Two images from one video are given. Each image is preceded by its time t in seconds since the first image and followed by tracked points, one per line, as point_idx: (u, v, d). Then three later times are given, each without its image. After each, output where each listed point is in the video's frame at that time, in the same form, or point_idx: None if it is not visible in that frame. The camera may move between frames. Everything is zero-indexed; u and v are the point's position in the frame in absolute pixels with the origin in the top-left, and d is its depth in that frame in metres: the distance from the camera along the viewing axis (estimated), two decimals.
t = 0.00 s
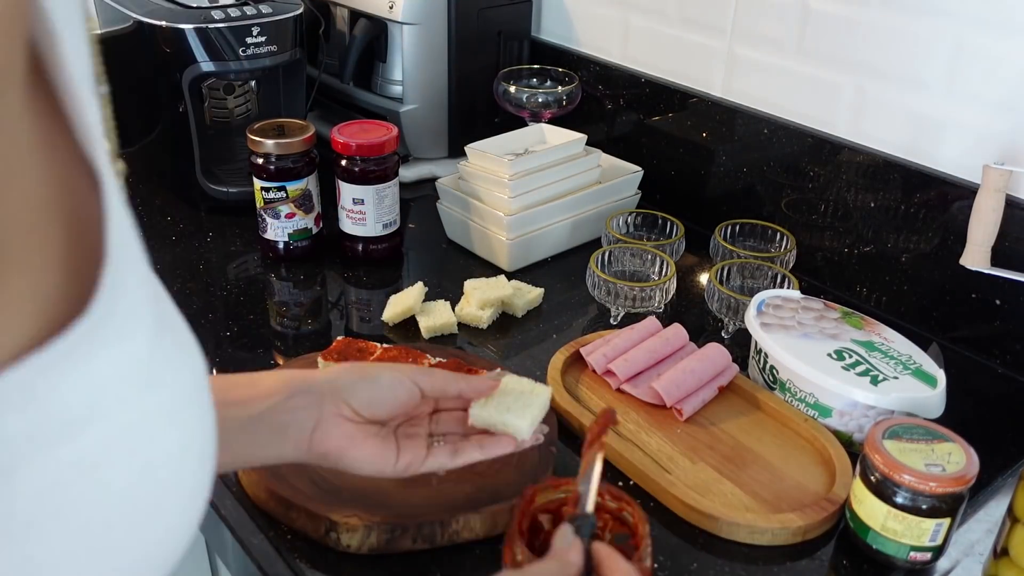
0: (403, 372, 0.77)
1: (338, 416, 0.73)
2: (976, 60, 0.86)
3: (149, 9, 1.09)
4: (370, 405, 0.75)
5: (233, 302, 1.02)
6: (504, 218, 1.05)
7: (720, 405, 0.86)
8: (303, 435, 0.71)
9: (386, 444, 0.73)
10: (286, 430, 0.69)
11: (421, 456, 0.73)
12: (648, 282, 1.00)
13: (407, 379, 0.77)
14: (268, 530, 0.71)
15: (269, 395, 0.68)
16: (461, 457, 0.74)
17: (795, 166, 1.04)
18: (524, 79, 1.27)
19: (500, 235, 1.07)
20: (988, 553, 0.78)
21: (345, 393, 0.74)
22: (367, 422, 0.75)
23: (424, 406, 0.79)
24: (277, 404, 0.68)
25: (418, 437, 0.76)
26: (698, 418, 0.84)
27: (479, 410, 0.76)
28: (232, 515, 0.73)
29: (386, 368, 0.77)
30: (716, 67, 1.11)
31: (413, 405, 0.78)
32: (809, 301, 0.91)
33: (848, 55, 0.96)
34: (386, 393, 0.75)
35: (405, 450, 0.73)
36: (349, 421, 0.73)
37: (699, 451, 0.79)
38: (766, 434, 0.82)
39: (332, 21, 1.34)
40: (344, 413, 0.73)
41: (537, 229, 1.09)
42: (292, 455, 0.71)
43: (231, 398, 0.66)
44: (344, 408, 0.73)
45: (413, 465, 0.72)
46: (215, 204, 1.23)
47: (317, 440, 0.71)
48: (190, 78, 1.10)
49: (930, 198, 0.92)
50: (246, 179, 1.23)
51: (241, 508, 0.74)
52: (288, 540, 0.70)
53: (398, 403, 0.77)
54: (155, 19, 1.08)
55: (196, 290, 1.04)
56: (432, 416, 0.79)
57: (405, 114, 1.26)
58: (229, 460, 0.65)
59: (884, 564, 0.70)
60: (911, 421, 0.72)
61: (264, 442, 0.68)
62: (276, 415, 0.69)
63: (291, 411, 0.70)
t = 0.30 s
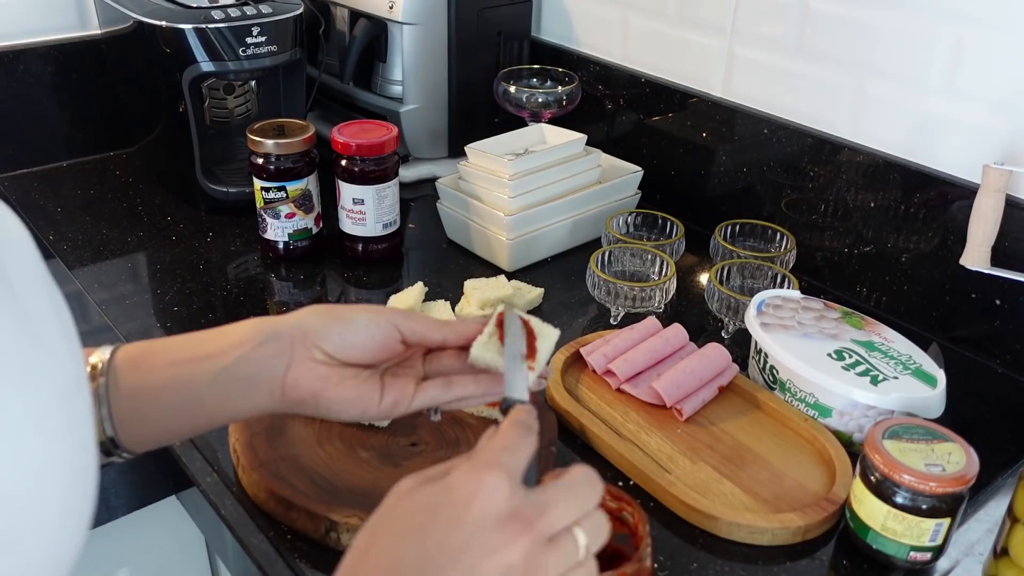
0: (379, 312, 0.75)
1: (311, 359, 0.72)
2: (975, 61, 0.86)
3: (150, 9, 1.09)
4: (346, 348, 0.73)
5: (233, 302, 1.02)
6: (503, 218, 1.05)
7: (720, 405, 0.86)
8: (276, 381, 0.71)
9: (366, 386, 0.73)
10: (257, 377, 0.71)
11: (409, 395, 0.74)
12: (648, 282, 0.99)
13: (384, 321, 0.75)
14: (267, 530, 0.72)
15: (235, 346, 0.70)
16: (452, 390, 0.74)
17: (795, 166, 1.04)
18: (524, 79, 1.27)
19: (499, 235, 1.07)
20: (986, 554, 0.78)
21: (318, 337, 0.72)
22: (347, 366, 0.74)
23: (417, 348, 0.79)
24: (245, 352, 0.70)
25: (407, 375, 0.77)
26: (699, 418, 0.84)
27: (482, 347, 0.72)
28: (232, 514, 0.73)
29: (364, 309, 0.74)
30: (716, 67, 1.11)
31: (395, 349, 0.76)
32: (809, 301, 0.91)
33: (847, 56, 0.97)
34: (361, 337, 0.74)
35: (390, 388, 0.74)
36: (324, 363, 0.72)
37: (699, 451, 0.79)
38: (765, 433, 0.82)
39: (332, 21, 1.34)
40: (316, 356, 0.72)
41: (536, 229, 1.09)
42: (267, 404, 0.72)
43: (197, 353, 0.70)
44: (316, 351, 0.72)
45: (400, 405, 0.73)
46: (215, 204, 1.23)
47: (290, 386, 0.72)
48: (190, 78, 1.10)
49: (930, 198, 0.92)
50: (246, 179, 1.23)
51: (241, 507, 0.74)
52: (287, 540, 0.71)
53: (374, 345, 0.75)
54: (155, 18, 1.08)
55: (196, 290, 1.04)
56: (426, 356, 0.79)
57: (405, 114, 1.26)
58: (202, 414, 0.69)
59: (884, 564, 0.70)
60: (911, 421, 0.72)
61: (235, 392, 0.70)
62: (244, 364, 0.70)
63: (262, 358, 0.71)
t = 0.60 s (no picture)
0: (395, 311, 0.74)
1: (327, 363, 0.72)
2: (974, 61, 0.86)
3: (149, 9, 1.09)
4: (364, 350, 0.73)
5: (233, 303, 1.02)
6: (503, 218, 1.05)
7: (721, 405, 0.86)
8: (291, 387, 0.71)
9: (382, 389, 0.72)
10: (272, 383, 0.70)
11: (426, 398, 0.74)
12: (648, 282, 0.99)
13: (400, 318, 0.74)
14: (267, 530, 0.72)
15: (249, 351, 0.70)
16: (471, 390, 0.75)
17: (795, 166, 1.04)
18: (524, 79, 1.27)
19: (500, 235, 1.07)
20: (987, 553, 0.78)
21: (333, 339, 0.72)
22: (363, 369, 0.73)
23: (429, 351, 0.79)
24: (259, 356, 0.70)
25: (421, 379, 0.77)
26: (699, 418, 0.84)
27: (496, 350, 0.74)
28: (231, 514, 0.73)
29: (377, 309, 0.74)
30: (715, 67, 1.11)
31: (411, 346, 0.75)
32: (809, 301, 0.91)
33: (847, 56, 0.97)
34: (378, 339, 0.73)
35: (408, 391, 0.73)
36: (341, 367, 0.72)
37: (699, 451, 0.79)
38: (765, 433, 0.82)
39: (332, 21, 1.34)
40: (333, 359, 0.72)
41: (537, 229, 1.09)
42: (284, 411, 0.71)
43: (211, 358, 0.70)
44: (333, 354, 0.72)
45: (419, 407, 0.73)
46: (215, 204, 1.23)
47: (306, 391, 0.71)
48: (190, 78, 1.10)
49: (930, 198, 0.92)
50: (246, 179, 1.23)
51: (240, 507, 0.74)
52: (287, 540, 0.71)
53: (391, 343, 0.74)
54: (155, 19, 1.08)
55: (196, 290, 1.04)
56: (439, 362, 0.80)
57: (405, 114, 1.26)
58: (216, 419, 0.69)
59: (884, 564, 0.70)
60: (911, 421, 0.72)
61: (249, 397, 0.69)
62: (259, 369, 0.70)
63: (278, 362, 0.70)
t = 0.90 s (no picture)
0: (398, 318, 0.74)
1: (330, 370, 0.71)
2: (974, 61, 0.86)
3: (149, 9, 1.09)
4: (366, 358, 0.72)
5: (233, 303, 1.02)
6: (503, 218, 1.05)
7: (720, 405, 0.86)
8: (293, 395, 0.70)
9: (386, 396, 0.72)
10: (274, 392, 0.70)
11: (429, 405, 0.73)
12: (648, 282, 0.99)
13: (403, 324, 0.74)
14: (267, 530, 0.72)
15: (253, 360, 0.70)
16: (474, 395, 0.74)
17: (795, 166, 1.04)
18: (524, 79, 1.27)
19: (500, 236, 1.07)
20: (986, 553, 0.78)
21: (336, 347, 0.71)
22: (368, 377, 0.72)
23: (435, 356, 0.79)
24: (262, 365, 0.70)
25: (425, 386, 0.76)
26: (698, 418, 0.84)
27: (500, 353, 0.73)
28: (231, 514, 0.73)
29: (381, 316, 0.73)
30: (716, 67, 1.11)
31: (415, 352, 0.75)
32: (809, 301, 0.91)
33: (847, 56, 0.97)
34: (381, 345, 0.72)
35: (410, 399, 0.73)
36: (344, 375, 0.71)
37: (700, 452, 0.79)
38: (765, 433, 0.82)
39: (332, 21, 1.34)
40: (336, 368, 0.71)
41: (537, 229, 1.09)
42: (287, 420, 0.70)
43: (214, 364, 0.70)
44: (336, 362, 0.71)
45: (421, 415, 0.73)
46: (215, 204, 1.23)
47: (308, 400, 0.70)
48: (190, 78, 1.10)
49: (930, 199, 0.92)
50: (246, 179, 1.23)
51: (240, 507, 0.74)
52: (288, 540, 0.71)
53: (395, 350, 0.73)
54: (155, 18, 1.08)
55: (196, 290, 1.04)
56: (444, 366, 0.79)
57: (405, 114, 1.26)
58: (219, 427, 0.69)
59: (884, 564, 0.70)
60: (911, 421, 0.72)
61: (250, 405, 0.69)
62: (262, 377, 0.69)
63: (280, 371, 0.70)
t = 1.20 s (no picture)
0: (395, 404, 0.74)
1: (328, 447, 0.70)
2: (977, 61, 0.86)
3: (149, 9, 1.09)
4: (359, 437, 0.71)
5: (233, 303, 1.02)
6: (504, 218, 1.05)
7: (720, 404, 0.86)
8: (291, 468, 0.68)
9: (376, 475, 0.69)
10: (274, 463, 0.67)
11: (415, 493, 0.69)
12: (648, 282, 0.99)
13: (398, 409, 0.74)
14: (267, 530, 0.71)
15: (254, 430, 0.68)
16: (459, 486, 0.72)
17: (795, 166, 1.04)
18: (524, 79, 1.27)
19: (500, 236, 1.07)
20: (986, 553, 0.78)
21: (335, 426, 0.71)
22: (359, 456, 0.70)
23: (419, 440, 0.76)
24: (263, 437, 0.68)
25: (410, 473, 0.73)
26: (698, 418, 0.84)
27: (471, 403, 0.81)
28: (231, 514, 0.73)
29: (380, 400, 0.74)
30: (716, 67, 1.11)
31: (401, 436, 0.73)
32: (809, 301, 0.91)
33: (849, 55, 0.96)
34: (374, 419, 0.72)
35: (398, 483, 0.69)
36: (337, 453, 0.69)
37: (700, 452, 0.79)
38: (764, 433, 0.82)
39: (332, 21, 1.34)
40: (333, 445, 0.70)
41: (536, 229, 1.09)
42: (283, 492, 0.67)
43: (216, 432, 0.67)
44: (334, 439, 0.70)
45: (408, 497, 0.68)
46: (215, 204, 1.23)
47: (307, 474, 0.68)
48: (190, 78, 1.10)
49: (930, 198, 0.92)
50: (246, 179, 1.23)
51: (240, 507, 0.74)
52: (288, 540, 0.71)
53: (388, 432, 0.72)
54: (155, 19, 1.08)
55: (196, 290, 1.04)
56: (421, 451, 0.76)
57: (405, 114, 1.26)
58: (217, 491, 0.65)
59: (884, 564, 0.70)
60: (911, 421, 0.72)
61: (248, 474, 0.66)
62: (261, 447, 0.67)
63: (281, 443, 0.68)
